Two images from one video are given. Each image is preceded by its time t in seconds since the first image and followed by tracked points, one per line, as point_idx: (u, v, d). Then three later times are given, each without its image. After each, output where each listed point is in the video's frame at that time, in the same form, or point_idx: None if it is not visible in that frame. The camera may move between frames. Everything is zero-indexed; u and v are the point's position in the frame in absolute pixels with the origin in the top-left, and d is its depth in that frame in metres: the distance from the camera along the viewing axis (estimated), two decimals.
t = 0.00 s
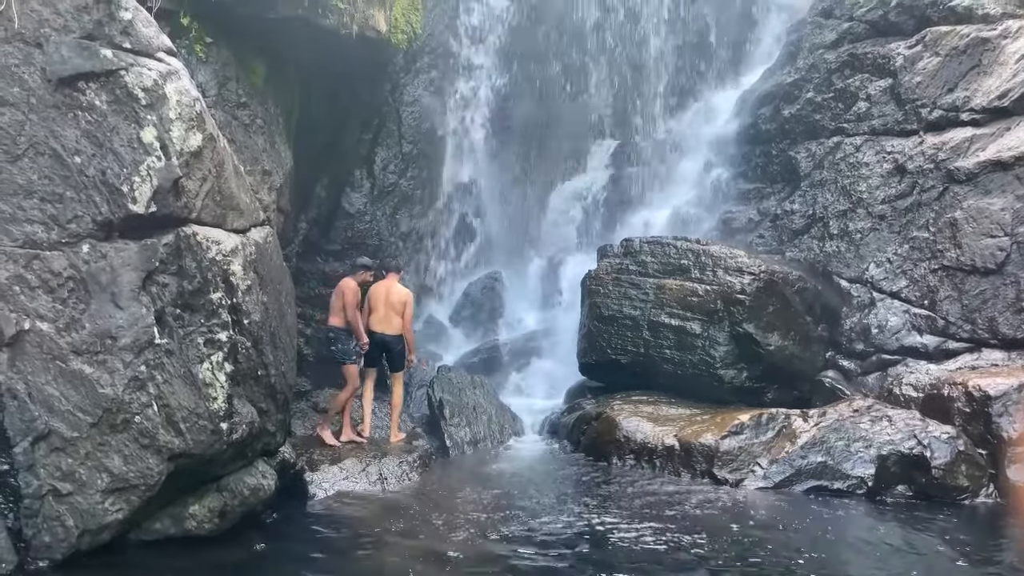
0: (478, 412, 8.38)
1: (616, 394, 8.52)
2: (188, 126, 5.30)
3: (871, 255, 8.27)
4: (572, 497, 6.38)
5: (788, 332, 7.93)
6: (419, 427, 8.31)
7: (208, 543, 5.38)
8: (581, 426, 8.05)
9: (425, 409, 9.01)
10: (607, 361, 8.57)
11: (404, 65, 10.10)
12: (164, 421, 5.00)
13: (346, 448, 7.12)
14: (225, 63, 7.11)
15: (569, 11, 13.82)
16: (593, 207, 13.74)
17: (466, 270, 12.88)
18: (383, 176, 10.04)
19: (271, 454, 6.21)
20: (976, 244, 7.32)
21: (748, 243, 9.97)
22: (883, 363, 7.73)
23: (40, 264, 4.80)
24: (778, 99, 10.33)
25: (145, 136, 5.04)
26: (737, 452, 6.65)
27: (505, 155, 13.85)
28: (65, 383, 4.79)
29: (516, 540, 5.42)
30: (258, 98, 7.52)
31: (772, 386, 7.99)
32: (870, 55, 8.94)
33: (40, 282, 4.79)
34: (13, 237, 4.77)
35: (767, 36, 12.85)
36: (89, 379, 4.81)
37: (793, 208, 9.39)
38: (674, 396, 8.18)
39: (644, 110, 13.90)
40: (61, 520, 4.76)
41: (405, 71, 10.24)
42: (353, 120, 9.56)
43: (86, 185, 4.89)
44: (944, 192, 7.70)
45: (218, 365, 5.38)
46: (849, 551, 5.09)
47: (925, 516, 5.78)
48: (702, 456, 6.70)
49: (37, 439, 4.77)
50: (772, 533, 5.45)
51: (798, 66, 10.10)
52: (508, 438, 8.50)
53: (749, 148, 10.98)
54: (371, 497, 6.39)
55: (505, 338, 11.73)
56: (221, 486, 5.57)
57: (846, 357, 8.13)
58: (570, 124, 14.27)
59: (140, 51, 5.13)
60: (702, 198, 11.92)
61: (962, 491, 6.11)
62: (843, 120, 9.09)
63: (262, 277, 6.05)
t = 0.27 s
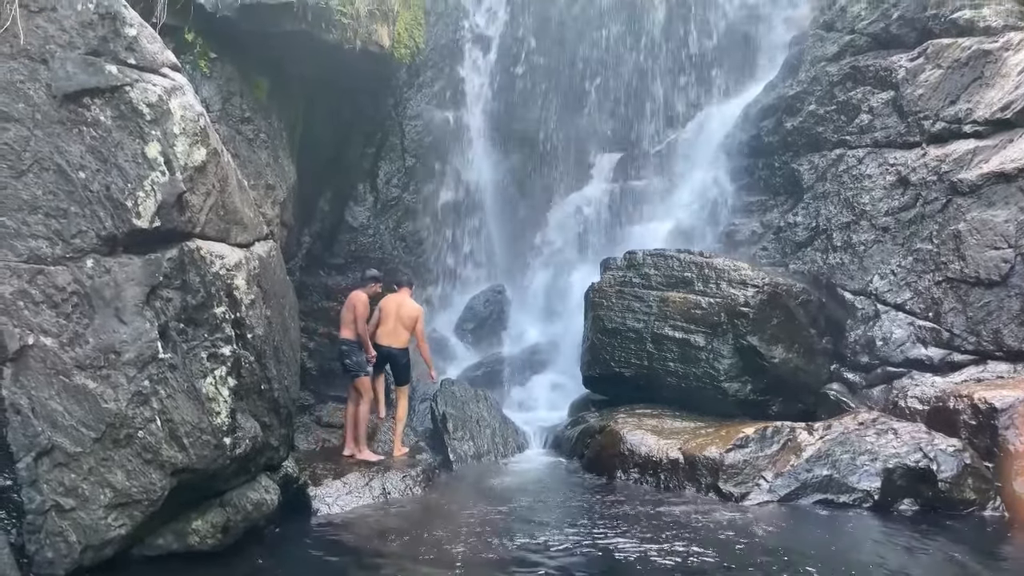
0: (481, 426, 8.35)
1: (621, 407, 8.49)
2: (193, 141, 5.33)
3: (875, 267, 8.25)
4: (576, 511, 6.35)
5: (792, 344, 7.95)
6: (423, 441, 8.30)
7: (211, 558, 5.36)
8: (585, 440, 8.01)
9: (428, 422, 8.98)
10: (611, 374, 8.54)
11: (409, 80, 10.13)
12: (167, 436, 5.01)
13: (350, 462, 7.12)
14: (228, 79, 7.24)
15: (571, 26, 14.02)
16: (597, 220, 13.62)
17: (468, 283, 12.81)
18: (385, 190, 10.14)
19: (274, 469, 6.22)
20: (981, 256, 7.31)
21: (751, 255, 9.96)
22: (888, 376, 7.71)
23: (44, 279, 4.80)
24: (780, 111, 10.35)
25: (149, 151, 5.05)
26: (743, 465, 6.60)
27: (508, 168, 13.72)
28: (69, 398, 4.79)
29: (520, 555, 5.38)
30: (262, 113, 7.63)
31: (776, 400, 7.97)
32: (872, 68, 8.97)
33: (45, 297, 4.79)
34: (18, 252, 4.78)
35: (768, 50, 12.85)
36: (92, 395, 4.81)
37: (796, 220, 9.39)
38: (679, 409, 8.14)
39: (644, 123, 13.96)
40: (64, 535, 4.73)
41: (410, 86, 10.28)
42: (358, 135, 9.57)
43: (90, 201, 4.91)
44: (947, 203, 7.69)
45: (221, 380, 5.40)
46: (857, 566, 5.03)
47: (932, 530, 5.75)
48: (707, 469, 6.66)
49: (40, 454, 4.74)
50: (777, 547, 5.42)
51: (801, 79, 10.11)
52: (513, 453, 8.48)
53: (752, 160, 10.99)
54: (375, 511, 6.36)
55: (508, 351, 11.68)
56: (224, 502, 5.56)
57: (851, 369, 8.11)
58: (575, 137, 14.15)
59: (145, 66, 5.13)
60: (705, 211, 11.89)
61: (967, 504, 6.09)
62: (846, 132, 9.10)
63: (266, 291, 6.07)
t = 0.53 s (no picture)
0: (484, 441, 8.32)
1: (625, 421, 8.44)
2: (196, 157, 5.32)
3: (878, 280, 8.24)
4: (580, 526, 6.31)
5: (796, 357, 7.94)
6: (425, 456, 8.28)
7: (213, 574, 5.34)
8: (588, 454, 7.98)
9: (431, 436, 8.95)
10: (614, 388, 8.51)
11: (409, 95, 10.22)
12: (169, 451, 5.01)
13: (354, 477, 7.10)
14: (232, 94, 7.32)
15: (572, 39, 13.98)
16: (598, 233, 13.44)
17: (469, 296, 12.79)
18: (388, 204, 10.17)
19: (276, 483, 6.19)
20: (984, 269, 7.30)
21: (754, 268, 9.95)
22: (892, 390, 7.68)
23: (47, 294, 4.80)
24: (782, 125, 10.37)
25: (153, 167, 5.08)
26: (747, 479, 6.57)
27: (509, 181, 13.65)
28: (71, 414, 4.77)
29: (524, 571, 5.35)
30: (265, 128, 7.76)
31: (780, 413, 8.01)
32: (873, 81, 9.00)
33: (47, 312, 4.78)
34: (22, 268, 4.78)
35: (766, 65, 13.14)
36: (95, 410, 4.80)
37: (798, 233, 9.38)
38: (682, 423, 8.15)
39: (647, 136, 13.91)
40: (65, 552, 4.71)
41: (411, 100, 10.36)
42: (359, 151, 9.68)
43: (94, 216, 4.92)
44: (950, 216, 7.70)
45: (224, 395, 5.39)
46: None
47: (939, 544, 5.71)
48: (711, 483, 6.63)
49: (42, 470, 4.72)
50: (782, 562, 5.38)
51: (801, 92, 10.14)
52: (516, 467, 8.44)
53: (754, 173, 11.00)
54: (377, 527, 6.33)
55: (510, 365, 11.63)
56: (226, 517, 5.56)
57: (855, 383, 8.09)
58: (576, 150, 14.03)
59: (149, 83, 5.20)
60: (708, 224, 11.95)
61: (974, 519, 6.04)
62: (847, 145, 9.12)
63: (269, 306, 6.08)
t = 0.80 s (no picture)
0: (486, 455, 8.29)
1: (629, 435, 8.41)
2: (199, 172, 5.37)
3: (880, 293, 8.23)
4: (584, 540, 6.28)
5: (799, 370, 7.94)
6: (427, 470, 8.26)
7: None
8: (591, 468, 7.95)
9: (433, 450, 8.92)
10: (617, 402, 8.49)
11: (412, 109, 10.27)
12: (171, 466, 5.00)
13: (355, 492, 7.08)
14: (235, 109, 7.40)
15: (574, 53, 14.09)
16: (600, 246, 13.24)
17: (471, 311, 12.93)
18: (391, 218, 10.15)
19: (279, 498, 6.13)
20: (987, 281, 7.29)
21: (756, 281, 9.94)
22: (896, 403, 7.65)
23: (49, 308, 4.80)
24: (783, 138, 10.38)
25: (155, 181, 5.09)
26: (750, 493, 6.55)
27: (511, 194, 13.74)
28: (73, 429, 4.76)
29: None
30: (268, 142, 7.82)
31: (784, 426, 7.97)
32: (873, 94, 9.02)
33: (49, 327, 4.78)
34: (25, 283, 4.79)
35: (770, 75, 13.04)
36: (96, 425, 4.79)
37: (800, 245, 9.36)
38: (685, 436, 8.13)
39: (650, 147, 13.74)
40: (65, 568, 4.71)
41: (413, 115, 10.42)
42: (361, 165, 9.69)
43: (96, 231, 4.93)
44: (952, 229, 7.70)
45: (226, 410, 5.37)
46: None
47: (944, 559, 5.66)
48: (714, 497, 6.61)
49: (43, 485, 4.73)
50: None
51: (802, 106, 10.15)
52: (520, 482, 8.35)
53: (756, 186, 11.01)
54: (379, 541, 6.30)
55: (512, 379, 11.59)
56: (228, 532, 5.54)
57: (859, 396, 8.06)
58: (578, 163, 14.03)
59: (152, 98, 5.24)
60: (710, 237, 11.90)
61: (979, 533, 5.99)
62: (848, 158, 9.14)
63: (271, 320, 6.07)
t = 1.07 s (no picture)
0: (488, 468, 8.26)
1: (632, 447, 8.38)
2: (200, 185, 5.40)
3: (883, 304, 8.21)
4: (587, 553, 6.25)
5: (801, 383, 7.92)
6: (429, 483, 8.23)
7: None
8: (593, 481, 7.92)
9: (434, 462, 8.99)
10: (619, 414, 8.45)
11: (414, 122, 10.33)
12: (172, 480, 4.98)
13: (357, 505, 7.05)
14: (236, 122, 7.50)
15: (574, 67, 14.26)
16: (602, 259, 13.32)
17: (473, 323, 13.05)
18: (392, 230, 10.22)
19: (280, 512, 6.10)
20: (989, 292, 7.28)
21: (758, 292, 9.92)
22: (898, 415, 7.63)
23: (50, 321, 4.81)
24: (784, 149, 10.39)
25: (157, 195, 5.12)
26: (753, 506, 6.53)
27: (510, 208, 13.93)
28: (73, 442, 4.75)
29: None
30: (269, 154, 7.89)
31: (787, 438, 7.97)
32: (873, 106, 9.04)
33: (50, 339, 4.79)
34: (25, 296, 4.79)
35: (772, 84, 12.85)
36: (97, 439, 4.79)
37: (802, 257, 9.34)
38: (687, 449, 8.09)
39: (652, 157, 13.67)
40: None
41: (415, 127, 10.47)
42: (365, 176, 9.65)
43: (98, 244, 4.95)
44: (954, 240, 7.69)
45: (226, 423, 5.36)
46: None
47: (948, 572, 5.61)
48: (718, 510, 6.58)
49: (42, 499, 4.66)
50: None
51: (802, 117, 10.15)
52: (520, 494, 8.35)
53: (757, 197, 11.02)
54: (380, 555, 6.26)
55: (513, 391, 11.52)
56: (229, 546, 5.50)
57: (862, 408, 8.03)
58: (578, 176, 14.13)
59: (154, 111, 5.28)
60: (713, 247, 11.80)
61: (983, 545, 5.98)
62: (849, 169, 9.14)
63: (272, 333, 6.07)
